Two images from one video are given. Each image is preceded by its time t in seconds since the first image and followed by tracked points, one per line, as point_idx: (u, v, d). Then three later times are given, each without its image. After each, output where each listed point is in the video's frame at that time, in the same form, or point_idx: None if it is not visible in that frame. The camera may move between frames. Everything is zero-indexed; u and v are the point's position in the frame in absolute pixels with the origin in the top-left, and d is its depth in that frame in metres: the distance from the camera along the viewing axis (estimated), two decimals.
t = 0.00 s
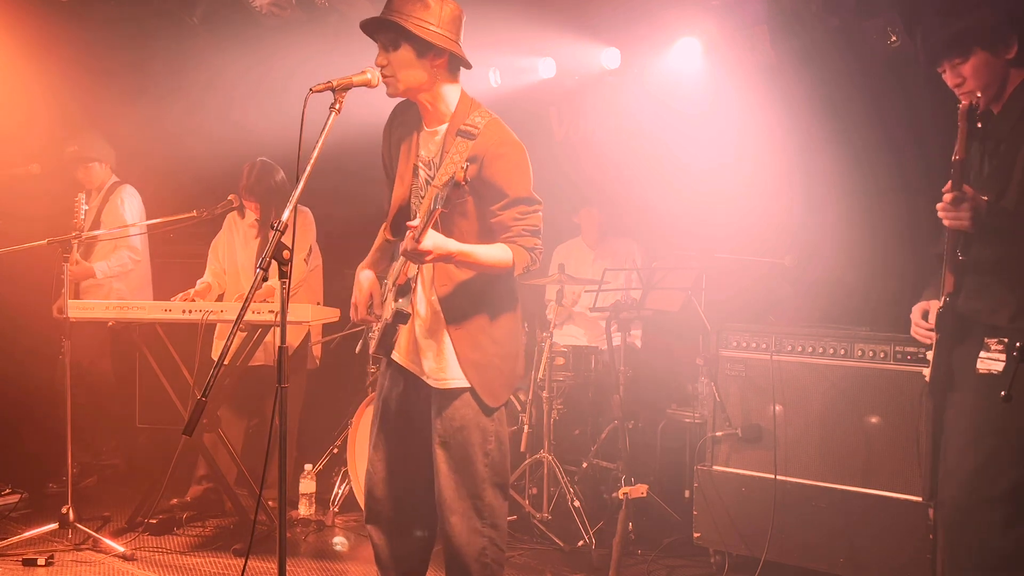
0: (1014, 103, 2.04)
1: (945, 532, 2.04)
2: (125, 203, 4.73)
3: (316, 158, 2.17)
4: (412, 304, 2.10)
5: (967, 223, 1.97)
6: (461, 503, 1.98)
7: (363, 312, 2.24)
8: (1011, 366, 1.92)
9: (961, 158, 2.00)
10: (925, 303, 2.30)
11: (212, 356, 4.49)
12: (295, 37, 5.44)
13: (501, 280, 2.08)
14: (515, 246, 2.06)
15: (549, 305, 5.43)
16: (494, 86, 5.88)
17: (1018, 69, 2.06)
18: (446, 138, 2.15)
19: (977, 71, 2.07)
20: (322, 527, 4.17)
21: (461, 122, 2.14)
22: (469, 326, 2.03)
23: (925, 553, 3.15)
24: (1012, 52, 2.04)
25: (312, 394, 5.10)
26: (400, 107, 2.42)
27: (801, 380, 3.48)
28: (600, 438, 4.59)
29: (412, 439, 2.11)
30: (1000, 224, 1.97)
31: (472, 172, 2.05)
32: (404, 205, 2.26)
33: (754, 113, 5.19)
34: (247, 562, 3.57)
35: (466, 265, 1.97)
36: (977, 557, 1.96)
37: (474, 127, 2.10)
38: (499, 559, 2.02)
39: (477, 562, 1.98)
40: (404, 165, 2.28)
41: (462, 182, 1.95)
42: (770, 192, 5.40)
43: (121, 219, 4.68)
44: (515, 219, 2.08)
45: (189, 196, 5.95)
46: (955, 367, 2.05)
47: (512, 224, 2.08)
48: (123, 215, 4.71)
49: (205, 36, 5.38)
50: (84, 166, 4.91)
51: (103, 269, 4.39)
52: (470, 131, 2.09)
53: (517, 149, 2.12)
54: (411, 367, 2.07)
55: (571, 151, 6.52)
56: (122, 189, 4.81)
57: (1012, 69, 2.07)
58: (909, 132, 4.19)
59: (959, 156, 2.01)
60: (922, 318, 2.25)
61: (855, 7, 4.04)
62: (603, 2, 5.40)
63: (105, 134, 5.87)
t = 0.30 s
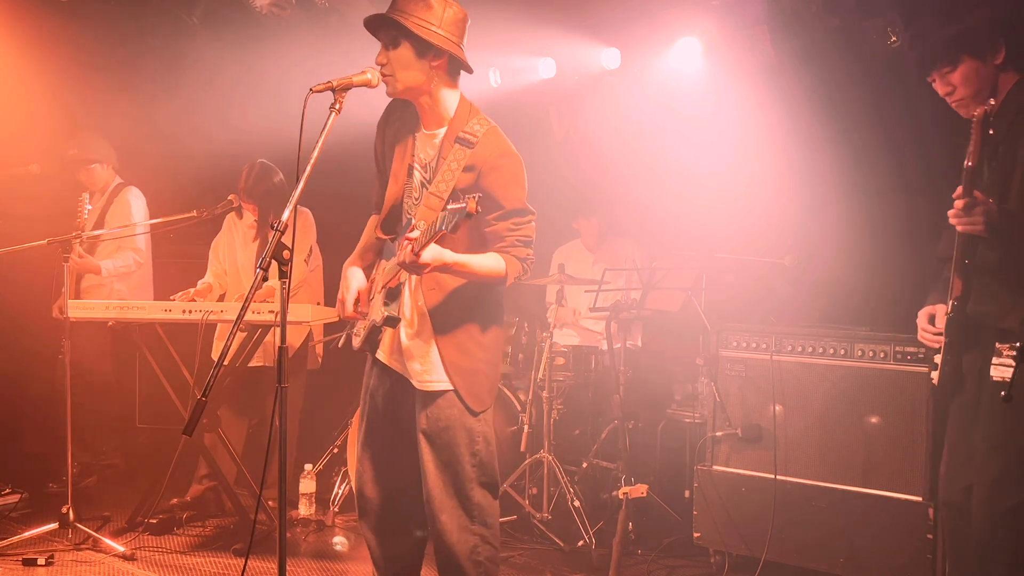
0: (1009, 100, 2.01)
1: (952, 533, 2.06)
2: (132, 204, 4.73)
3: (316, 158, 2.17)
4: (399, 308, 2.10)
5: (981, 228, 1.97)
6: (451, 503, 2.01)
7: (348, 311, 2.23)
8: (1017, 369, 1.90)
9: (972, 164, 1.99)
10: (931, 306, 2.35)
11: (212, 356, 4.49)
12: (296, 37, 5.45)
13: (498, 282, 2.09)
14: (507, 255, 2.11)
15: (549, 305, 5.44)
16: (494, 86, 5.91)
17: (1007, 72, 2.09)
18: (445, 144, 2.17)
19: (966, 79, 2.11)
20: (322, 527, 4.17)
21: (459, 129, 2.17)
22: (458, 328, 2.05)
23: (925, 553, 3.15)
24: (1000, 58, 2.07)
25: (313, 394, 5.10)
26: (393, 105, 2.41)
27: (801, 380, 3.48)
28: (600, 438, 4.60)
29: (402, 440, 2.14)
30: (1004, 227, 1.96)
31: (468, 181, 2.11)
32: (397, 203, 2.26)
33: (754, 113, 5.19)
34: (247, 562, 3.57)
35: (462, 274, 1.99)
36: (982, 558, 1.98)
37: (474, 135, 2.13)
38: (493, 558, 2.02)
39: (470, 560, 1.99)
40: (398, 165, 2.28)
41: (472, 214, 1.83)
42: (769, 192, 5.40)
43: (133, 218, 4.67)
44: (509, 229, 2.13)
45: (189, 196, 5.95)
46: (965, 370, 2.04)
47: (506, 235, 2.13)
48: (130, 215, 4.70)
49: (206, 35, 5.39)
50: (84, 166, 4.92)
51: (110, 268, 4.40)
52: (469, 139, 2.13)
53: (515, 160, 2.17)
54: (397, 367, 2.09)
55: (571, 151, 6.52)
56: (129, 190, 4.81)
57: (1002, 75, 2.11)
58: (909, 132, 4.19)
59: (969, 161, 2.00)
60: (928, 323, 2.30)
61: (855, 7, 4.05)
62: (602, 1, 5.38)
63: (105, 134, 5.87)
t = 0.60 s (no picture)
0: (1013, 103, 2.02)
1: (949, 532, 2.05)
2: (134, 206, 4.73)
3: (317, 158, 2.18)
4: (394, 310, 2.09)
5: (986, 230, 1.97)
6: (445, 503, 2.03)
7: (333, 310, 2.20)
8: (1013, 369, 1.90)
9: (981, 165, 1.99)
10: (924, 305, 2.34)
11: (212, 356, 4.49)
12: (296, 37, 5.45)
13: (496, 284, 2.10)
14: (502, 259, 2.13)
15: (550, 305, 5.45)
16: (494, 86, 5.94)
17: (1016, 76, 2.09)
18: (441, 146, 2.18)
19: (975, 83, 2.12)
20: (322, 527, 4.17)
21: (457, 132, 2.18)
22: (451, 329, 2.07)
23: (925, 553, 3.15)
24: (1009, 62, 2.07)
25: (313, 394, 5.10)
26: (381, 108, 2.43)
27: (802, 380, 3.48)
28: (600, 438, 4.60)
29: (396, 440, 2.15)
30: (1007, 229, 1.96)
31: (468, 184, 2.13)
32: (390, 204, 2.26)
33: (754, 112, 5.20)
34: (246, 562, 3.57)
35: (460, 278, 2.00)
36: (981, 557, 1.96)
37: (472, 140, 2.15)
38: (487, 557, 2.05)
39: (464, 561, 2.02)
40: (392, 166, 2.28)
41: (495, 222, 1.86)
42: (769, 193, 5.40)
43: (133, 218, 4.67)
44: (505, 234, 2.15)
45: (189, 196, 5.96)
46: (955, 367, 2.07)
47: (503, 239, 2.15)
48: (131, 215, 4.70)
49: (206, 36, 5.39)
50: (84, 166, 4.92)
51: (109, 270, 4.39)
52: (468, 143, 2.14)
53: (512, 166, 2.19)
54: (383, 368, 2.07)
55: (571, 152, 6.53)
56: (131, 191, 4.81)
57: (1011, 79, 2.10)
58: (910, 131, 4.18)
59: (977, 164, 2.01)
60: (921, 322, 2.29)
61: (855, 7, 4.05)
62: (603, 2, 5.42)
63: (105, 134, 5.87)
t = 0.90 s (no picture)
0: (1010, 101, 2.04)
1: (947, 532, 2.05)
2: (134, 205, 4.73)
3: (316, 158, 2.18)
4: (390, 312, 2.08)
5: (979, 227, 1.97)
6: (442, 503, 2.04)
7: (323, 311, 2.16)
8: (1012, 366, 1.91)
9: (973, 161, 2.01)
10: (925, 305, 2.33)
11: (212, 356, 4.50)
12: (296, 37, 5.45)
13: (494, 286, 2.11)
14: (496, 263, 2.13)
15: (549, 305, 5.45)
16: (494, 86, 5.93)
17: (1016, 70, 2.10)
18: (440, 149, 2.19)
19: (977, 71, 2.11)
20: (322, 527, 4.17)
21: (456, 136, 2.20)
22: (446, 329, 2.08)
23: (925, 553, 3.15)
24: (1012, 54, 2.07)
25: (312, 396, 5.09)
26: (371, 106, 2.39)
27: (802, 380, 3.48)
28: (599, 438, 4.60)
29: (393, 441, 2.15)
30: (1001, 227, 1.97)
31: (468, 189, 2.15)
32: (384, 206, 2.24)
33: (753, 112, 5.21)
34: (246, 562, 3.57)
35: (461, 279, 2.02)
36: (979, 558, 1.96)
37: (472, 144, 2.18)
38: (482, 556, 2.06)
39: (460, 559, 2.03)
40: (385, 165, 2.26)
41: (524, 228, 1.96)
42: (768, 193, 5.41)
43: (132, 218, 4.67)
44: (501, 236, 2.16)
45: (189, 196, 5.96)
46: (956, 366, 2.06)
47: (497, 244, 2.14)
48: (131, 215, 4.70)
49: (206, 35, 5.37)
50: (84, 166, 4.92)
51: (111, 261, 4.34)
52: (468, 147, 2.17)
53: (509, 170, 2.22)
54: (377, 369, 2.07)
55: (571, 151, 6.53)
56: (132, 191, 4.81)
57: (1011, 73, 2.11)
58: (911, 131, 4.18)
59: (968, 161, 2.02)
60: (923, 321, 2.27)
61: (856, 7, 4.05)
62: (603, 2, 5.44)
63: (105, 133, 5.87)
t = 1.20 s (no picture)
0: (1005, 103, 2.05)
1: (951, 533, 2.06)
2: (134, 205, 4.73)
3: (316, 158, 2.17)
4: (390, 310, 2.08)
5: (982, 232, 1.98)
6: (441, 502, 2.05)
7: (320, 311, 2.15)
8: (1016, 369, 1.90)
9: (973, 168, 2.01)
10: (931, 308, 2.35)
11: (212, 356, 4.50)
12: (296, 38, 5.45)
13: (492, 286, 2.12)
14: (494, 260, 2.14)
15: (550, 306, 5.46)
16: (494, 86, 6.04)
17: (1008, 70, 2.11)
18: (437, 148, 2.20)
19: (972, 73, 2.11)
20: (322, 527, 4.17)
21: (453, 135, 2.22)
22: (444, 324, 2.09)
23: (925, 553, 3.15)
24: (1005, 54, 2.08)
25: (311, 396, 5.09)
26: (362, 107, 2.36)
27: (802, 380, 3.48)
28: (600, 438, 4.60)
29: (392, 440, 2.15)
30: (1004, 229, 1.98)
31: (466, 186, 2.18)
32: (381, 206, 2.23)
33: (753, 112, 5.22)
34: (246, 561, 3.57)
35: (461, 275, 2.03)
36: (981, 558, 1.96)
37: (468, 143, 2.20)
38: (481, 554, 2.07)
39: (459, 557, 2.04)
40: (379, 165, 2.24)
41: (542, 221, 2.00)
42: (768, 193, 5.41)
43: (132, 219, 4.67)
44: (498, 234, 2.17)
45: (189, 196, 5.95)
46: (962, 370, 2.05)
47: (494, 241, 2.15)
48: (131, 215, 4.70)
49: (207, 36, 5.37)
50: (84, 166, 4.92)
51: (107, 271, 4.43)
52: (464, 146, 2.19)
53: (504, 167, 2.25)
54: (377, 369, 2.07)
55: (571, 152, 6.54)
56: (133, 192, 4.82)
57: (1004, 74, 2.12)
58: (911, 130, 4.16)
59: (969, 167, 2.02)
60: (927, 324, 2.30)
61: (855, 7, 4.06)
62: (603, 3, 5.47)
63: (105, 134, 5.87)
